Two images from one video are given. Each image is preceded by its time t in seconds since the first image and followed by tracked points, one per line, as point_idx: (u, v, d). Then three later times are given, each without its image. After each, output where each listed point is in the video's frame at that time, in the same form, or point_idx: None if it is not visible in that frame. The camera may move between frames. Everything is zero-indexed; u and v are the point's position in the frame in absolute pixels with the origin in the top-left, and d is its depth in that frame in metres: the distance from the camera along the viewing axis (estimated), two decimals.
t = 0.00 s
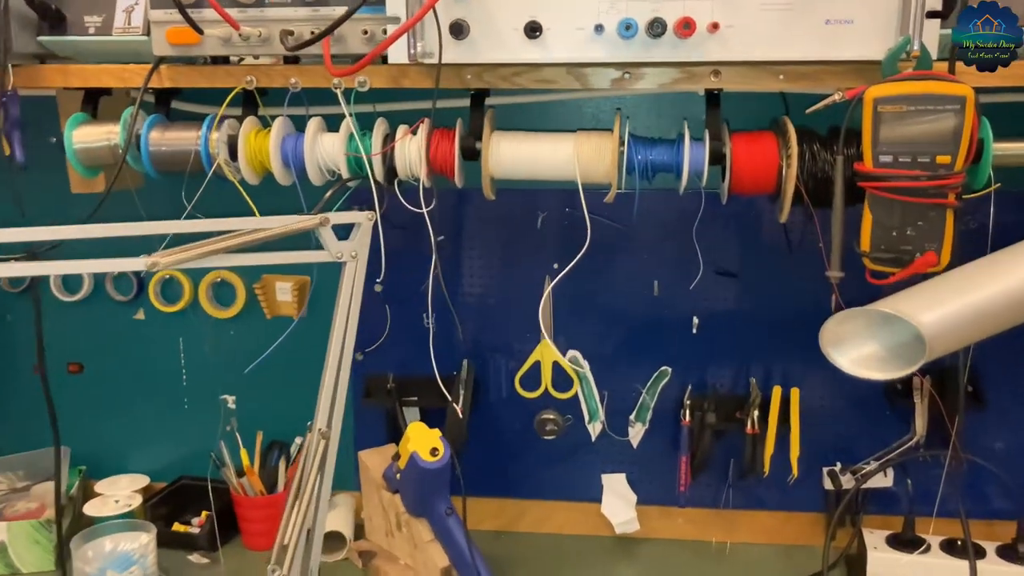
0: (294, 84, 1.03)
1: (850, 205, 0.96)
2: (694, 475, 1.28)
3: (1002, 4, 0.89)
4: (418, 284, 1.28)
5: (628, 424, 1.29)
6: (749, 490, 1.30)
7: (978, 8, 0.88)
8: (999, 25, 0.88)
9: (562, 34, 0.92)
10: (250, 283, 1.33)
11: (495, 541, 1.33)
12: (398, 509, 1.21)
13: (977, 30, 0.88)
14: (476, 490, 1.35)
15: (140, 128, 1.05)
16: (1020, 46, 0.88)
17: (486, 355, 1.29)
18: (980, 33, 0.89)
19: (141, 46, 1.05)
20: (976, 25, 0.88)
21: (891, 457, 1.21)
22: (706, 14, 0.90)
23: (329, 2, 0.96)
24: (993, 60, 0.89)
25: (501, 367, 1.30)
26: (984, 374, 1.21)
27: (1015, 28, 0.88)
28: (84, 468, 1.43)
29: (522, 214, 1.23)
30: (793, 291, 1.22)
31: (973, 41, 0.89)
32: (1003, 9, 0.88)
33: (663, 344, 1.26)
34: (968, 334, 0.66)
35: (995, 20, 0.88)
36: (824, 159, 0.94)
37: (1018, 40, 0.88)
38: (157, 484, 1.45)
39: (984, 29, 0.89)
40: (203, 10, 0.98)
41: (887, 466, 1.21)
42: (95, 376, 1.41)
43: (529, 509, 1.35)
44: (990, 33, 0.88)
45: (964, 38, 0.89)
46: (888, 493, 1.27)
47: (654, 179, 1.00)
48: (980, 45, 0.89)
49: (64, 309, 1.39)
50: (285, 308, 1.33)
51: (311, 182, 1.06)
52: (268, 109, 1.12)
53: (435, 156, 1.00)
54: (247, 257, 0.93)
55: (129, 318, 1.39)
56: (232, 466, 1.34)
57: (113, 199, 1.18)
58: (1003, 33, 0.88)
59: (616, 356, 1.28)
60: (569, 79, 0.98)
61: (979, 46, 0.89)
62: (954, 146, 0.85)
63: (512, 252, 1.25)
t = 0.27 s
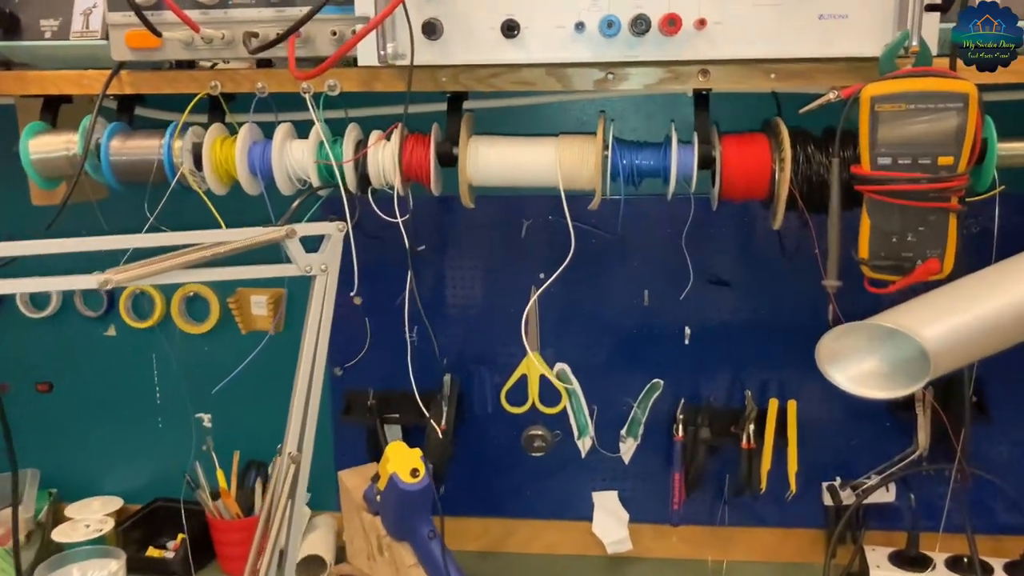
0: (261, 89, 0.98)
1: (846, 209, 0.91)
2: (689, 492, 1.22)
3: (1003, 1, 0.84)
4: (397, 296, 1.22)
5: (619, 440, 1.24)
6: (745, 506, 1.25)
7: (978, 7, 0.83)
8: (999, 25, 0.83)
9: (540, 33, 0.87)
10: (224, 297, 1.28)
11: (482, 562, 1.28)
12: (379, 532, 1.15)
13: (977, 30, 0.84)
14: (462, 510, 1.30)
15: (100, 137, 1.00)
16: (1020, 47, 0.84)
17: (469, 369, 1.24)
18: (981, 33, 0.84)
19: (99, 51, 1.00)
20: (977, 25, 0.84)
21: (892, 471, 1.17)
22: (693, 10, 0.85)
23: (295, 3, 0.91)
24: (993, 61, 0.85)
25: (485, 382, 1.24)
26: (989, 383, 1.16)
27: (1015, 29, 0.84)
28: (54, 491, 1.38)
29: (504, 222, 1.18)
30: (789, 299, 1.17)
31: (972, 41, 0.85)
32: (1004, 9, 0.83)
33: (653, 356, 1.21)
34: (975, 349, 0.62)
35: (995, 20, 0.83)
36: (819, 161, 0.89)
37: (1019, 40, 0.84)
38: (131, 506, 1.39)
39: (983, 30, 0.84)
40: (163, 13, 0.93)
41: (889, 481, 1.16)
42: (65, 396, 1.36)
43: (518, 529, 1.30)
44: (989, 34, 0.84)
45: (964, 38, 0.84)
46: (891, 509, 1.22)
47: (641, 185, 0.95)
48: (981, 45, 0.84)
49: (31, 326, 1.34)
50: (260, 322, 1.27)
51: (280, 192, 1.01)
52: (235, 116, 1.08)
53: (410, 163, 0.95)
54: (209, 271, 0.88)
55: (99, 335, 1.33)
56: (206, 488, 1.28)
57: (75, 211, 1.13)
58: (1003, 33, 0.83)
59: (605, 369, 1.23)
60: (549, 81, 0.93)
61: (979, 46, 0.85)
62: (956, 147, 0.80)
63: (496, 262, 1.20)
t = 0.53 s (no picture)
0: (225, 102, 0.95)
1: (822, 216, 0.89)
2: (672, 505, 1.19)
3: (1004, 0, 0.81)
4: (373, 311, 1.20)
5: (602, 454, 1.22)
6: (732, 519, 1.22)
7: (978, 7, 0.81)
8: (999, 25, 0.80)
9: (506, 41, 0.85)
10: (196, 315, 1.25)
11: None
12: (357, 553, 1.12)
13: (977, 30, 0.81)
14: (444, 528, 1.27)
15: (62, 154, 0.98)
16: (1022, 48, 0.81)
17: (447, 384, 1.22)
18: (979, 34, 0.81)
19: (59, 66, 0.98)
20: (976, 25, 0.81)
21: (879, 482, 1.15)
22: (662, 15, 0.83)
23: (256, 14, 0.89)
24: (994, 61, 0.82)
25: (464, 397, 1.22)
26: (977, 391, 1.14)
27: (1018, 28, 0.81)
28: (28, 515, 1.35)
29: (479, 233, 1.16)
30: (771, 308, 1.14)
31: (972, 41, 0.82)
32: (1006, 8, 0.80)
33: (635, 368, 1.19)
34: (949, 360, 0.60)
35: (997, 19, 0.80)
36: (795, 168, 0.87)
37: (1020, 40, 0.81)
38: (106, 529, 1.37)
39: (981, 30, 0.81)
40: (120, 26, 0.91)
41: (876, 491, 1.14)
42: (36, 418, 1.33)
43: (500, 546, 1.27)
44: (989, 35, 0.81)
45: (963, 38, 0.82)
46: (879, 519, 1.20)
47: (614, 194, 0.93)
48: (981, 45, 0.82)
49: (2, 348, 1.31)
50: (234, 340, 1.25)
51: (246, 207, 0.98)
52: (200, 131, 1.06)
53: (377, 176, 0.92)
54: (169, 290, 0.86)
55: (70, 355, 1.30)
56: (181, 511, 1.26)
57: (38, 230, 1.10)
58: (1003, 33, 0.80)
59: (585, 382, 1.20)
60: (518, 90, 0.91)
61: (979, 46, 0.82)
62: (932, 152, 0.78)
63: (472, 275, 1.17)
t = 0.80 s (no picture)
0: (197, 123, 0.95)
1: (794, 231, 0.89)
2: (655, 520, 1.18)
3: None
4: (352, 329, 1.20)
5: (583, 470, 1.22)
6: (714, 533, 1.22)
7: (978, 7, 0.81)
8: (999, 25, 0.82)
9: (476, 61, 0.86)
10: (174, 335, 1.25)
11: None
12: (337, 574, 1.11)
13: (977, 30, 0.82)
14: (426, 546, 1.26)
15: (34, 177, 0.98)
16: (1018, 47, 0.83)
17: (427, 402, 1.21)
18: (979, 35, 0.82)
19: (31, 89, 0.98)
20: (976, 25, 0.82)
21: (859, 494, 1.15)
22: (630, 33, 0.83)
23: (226, 36, 0.90)
24: (994, 61, 0.84)
25: (444, 414, 1.21)
26: (955, 401, 1.14)
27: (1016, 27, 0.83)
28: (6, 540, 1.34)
29: (457, 250, 1.16)
30: (749, 322, 1.15)
31: (972, 41, 0.83)
32: (1004, 8, 0.82)
33: (615, 383, 1.19)
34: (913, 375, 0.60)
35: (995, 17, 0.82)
36: (765, 183, 0.87)
37: (1017, 39, 0.83)
38: (86, 552, 1.36)
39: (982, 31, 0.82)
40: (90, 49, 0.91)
41: (856, 503, 1.14)
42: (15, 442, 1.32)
43: (483, 564, 1.27)
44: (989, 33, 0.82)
45: (963, 38, 0.82)
46: (860, 531, 1.20)
47: (587, 211, 0.93)
48: (980, 45, 0.83)
49: None
50: (213, 360, 1.24)
51: (220, 228, 0.98)
52: (172, 152, 1.07)
53: (350, 195, 0.92)
54: (141, 312, 0.86)
55: (48, 377, 1.30)
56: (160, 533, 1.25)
57: (12, 253, 1.10)
58: (1003, 33, 0.82)
59: (565, 398, 1.20)
60: (490, 108, 0.91)
61: (979, 46, 0.83)
62: (900, 166, 0.78)
63: (450, 292, 1.17)
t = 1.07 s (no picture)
0: (185, 135, 0.96)
1: (777, 238, 0.90)
2: (644, 527, 1.19)
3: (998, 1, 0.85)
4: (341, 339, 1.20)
5: (573, 478, 1.22)
6: (703, 541, 1.23)
7: (978, 7, 0.83)
8: (999, 25, 0.84)
9: (462, 72, 0.86)
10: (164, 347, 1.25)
11: None
12: None
13: (977, 30, 0.84)
14: (416, 556, 1.26)
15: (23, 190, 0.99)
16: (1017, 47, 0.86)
17: (416, 412, 1.21)
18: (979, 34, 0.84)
19: (20, 102, 0.99)
20: (976, 25, 0.84)
21: (847, 499, 1.15)
22: (613, 44, 0.84)
23: (214, 49, 0.90)
24: (994, 60, 0.85)
25: (433, 424, 1.22)
26: (941, 407, 1.15)
27: (1014, 28, 0.85)
28: None
29: (446, 260, 1.17)
30: (736, 329, 1.15)
31: (972, 41, 0.84)
32: (1003, 9, 0.84)
33: (603, 391, 1.19)
34: (895, 375, 0.61)
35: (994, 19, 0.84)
36: (748, 192, 0.88)
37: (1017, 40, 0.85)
38: (75, 564, 1.35)
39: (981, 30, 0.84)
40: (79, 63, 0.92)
41: (843, 509, 1.15)
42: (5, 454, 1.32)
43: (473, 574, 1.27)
44: (989, 33, 0.84)
45: (964, 38, 0.84)
46: (848, 537, 1.20)
47: (571, 220, 0.94)
48: (981, 45, 0.84)
49: None
50: (203, 371, 1.24)
51: (208, 239, 0.99)
52: (160, 164, 1.07)
53: (338, 206, 0.93)
54: (131, 323, 0.86)
55: (37, 389, 1.29)
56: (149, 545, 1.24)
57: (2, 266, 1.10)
58: (1003, 33, 0.84)
59: (554, 406, 1.21)
60: (476, 119, 0.92)
61: (979, 46, 0.84)
62: (879, 174, 0.79)
63: (439, 302, 1.18)
